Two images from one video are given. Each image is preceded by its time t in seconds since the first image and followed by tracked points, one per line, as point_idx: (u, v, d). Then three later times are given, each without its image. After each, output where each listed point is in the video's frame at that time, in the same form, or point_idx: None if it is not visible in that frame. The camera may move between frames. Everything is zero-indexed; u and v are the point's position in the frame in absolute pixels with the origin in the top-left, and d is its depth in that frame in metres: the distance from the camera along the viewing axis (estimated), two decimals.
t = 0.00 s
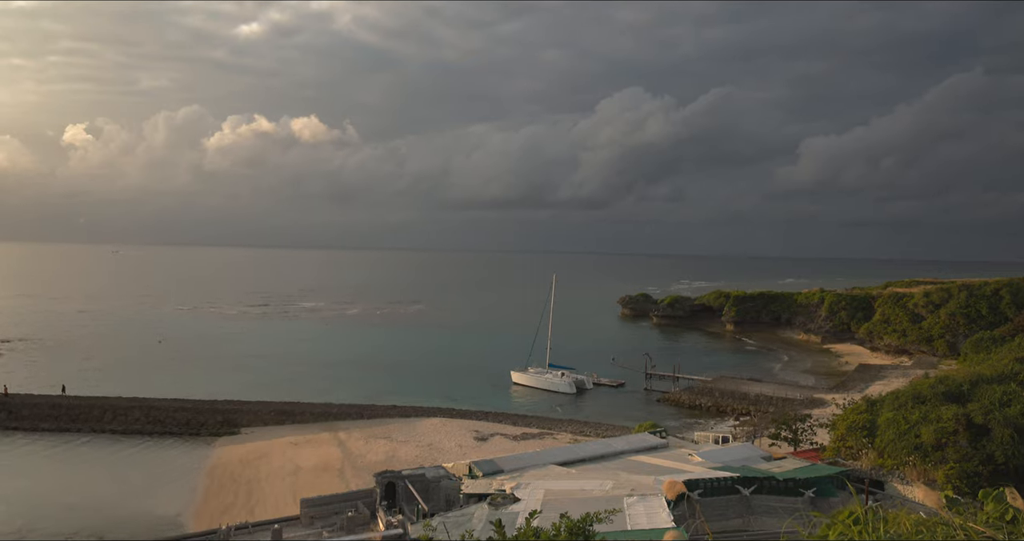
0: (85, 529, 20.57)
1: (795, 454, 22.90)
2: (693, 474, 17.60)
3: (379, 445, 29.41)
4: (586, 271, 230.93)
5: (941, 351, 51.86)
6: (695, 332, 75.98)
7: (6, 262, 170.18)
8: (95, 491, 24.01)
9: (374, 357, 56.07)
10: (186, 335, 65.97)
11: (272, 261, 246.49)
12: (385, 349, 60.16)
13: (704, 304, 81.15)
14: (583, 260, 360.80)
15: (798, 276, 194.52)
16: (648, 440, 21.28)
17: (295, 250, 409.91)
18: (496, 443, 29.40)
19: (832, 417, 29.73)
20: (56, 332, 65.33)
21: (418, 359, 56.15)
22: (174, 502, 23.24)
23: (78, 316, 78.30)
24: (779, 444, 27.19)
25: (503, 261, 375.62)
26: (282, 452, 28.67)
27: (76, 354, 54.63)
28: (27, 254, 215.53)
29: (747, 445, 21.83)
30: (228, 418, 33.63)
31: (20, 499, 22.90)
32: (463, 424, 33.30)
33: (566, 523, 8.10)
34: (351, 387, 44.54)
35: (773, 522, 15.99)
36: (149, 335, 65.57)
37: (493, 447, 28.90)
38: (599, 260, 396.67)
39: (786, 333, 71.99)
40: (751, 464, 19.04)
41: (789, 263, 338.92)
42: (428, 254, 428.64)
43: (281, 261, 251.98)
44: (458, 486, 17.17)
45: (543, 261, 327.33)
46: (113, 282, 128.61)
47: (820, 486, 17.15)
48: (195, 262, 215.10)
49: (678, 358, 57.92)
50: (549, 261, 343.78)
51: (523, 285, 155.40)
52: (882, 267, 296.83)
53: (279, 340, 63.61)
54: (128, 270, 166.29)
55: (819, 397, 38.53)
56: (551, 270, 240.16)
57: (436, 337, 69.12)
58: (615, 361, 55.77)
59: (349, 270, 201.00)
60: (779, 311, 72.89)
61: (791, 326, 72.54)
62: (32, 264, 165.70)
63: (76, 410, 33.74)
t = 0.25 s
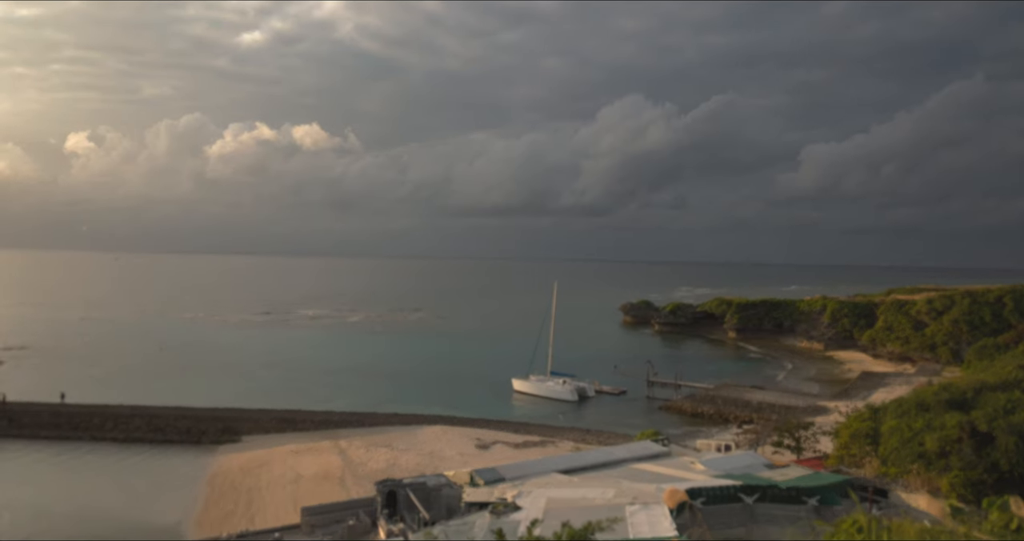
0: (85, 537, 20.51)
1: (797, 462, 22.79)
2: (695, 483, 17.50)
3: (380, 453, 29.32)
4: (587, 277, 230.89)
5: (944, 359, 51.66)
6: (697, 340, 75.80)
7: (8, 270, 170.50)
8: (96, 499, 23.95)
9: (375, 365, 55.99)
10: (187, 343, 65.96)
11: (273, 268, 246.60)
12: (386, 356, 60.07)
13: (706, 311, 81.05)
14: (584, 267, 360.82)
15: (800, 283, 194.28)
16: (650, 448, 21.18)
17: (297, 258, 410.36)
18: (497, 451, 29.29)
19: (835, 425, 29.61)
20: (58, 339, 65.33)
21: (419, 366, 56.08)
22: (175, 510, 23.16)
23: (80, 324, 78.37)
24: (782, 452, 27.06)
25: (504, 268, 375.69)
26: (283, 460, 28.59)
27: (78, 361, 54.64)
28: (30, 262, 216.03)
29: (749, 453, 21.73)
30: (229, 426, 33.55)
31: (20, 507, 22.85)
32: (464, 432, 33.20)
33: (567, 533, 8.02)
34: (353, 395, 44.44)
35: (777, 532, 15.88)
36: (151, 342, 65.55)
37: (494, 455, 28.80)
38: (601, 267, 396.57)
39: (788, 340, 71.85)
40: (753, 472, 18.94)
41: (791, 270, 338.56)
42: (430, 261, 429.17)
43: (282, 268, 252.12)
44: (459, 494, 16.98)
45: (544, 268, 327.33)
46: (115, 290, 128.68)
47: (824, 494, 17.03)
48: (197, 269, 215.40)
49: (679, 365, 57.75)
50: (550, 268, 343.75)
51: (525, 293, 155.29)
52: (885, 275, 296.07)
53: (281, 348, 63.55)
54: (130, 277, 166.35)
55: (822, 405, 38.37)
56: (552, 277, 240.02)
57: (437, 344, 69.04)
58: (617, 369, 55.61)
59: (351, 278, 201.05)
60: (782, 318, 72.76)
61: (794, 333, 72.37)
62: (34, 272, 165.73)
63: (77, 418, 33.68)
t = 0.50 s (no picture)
0: None
1: (795, 473, 22.76)
2: (693, 493, 17.47)
3: (377, 463, 29.23)
4: (585, 287, 230.96)
5: (941, 369, 51.71)
6: (695, 350, 75.83)
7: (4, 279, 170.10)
8: (91, 508, 23.79)
9: (372, 374, 55.86)
10: (183, 353, 65.77)
11: (270, 278, 246.31)
12: (383, 366, 59.96)
13: (703, 321, 81.13)
14: (582, 277, 361.30)
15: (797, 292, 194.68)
16: (647, 458, 21.16)
17: (293, 267, 409.63)
18: (494, 462, 29.21)
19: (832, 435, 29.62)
20: (54, 349, 65.09)
21: (416, 376, 56.00)
22: (169, 520, 23.01)
23: (76, 333, 78.04)
24: (780, 463, 27.03)
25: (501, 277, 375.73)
26: (279, 471, 28.45)
27: (73, 371, 54.42)
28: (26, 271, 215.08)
29: (747, 463, 21.72)
30: (225, 436, 33.40)
31: (14, 517, 22.69)
32: (461, 442, 33.11)
33: None
34: (350, 405, 44.31)
35: None
36: (147, 352, 65.34)
37: (491, 465, 28.71)
38: (598, 277, 396.73)
39: (785, 350, 71.91)
40: (751, 482, 18.93)
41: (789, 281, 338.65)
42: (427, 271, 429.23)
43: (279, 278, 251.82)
44: (456, 505, 16.96)
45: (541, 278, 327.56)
46: (111, 300, 128.36)
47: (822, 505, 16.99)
48: (194, 279, 214.98)
49: (676, 375, 57.73)
50: (548, 277, 343.90)
51: (522, 302, 155.30)
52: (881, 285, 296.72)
53: (277, 357, 63.40)
54: (127, 286, 165.98)
55: (819, 415, 38.35)
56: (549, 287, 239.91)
57: (434, 354, 68.92)
58: (614, 379, 55.55)
59: (348, 288, 200.79)
60: (779, 328, 72.85)
61: (791, 343, 72.43)
62: (31, 281, 165.10)
63: (72, 428, 33.50)
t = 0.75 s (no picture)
0: None
1: (801, 484, 22.61)
2: (698, 503, 17.41)
3: (382, 472, 29.19)
4: (589, 296, 230.75)
5: (949, 379, 51.35)
6: (700, 359, 75.56)
7: (13, 288, 171.27)
8: (95, 517, 23.84)
9: (376, 383, 55.86)
10: (189, 361, 65.96)
11: (275, 286, 247.03)
12: (388, 375, 59.94)
13: (708, 330, 80.92)
14: (586, 286, 360.71)
15: (803, 302, 194.01)
16: (653, 468, 21.07)
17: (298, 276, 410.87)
18: (499, 471, 29.12)
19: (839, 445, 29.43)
20: (61, 358, 65.37)
21: (421, 385, 55.99)
22: (174, 529, 22.99)
23: (83, 342, 78.32)
24: (786, 473, 26.87)
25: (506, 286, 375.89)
26: (284, 480, 28.44)
27: (80, 380, 54.61)
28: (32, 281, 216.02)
29: (753, 473, 21.59)
30: (230, 445, 33.42)
31: (20, 527, 22.75)
32: (466, 451, 33.03)
33: None
34: (355, 413, 44.29)
35: None
36: (153, 361, 65.55)
37: (496, 475, 28.62)
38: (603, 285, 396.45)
39: (791, 360, 71.60)
40: (757, 493, 18.82)
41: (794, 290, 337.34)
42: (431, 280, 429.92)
43: (284, 287, 252.48)
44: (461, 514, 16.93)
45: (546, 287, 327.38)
46: (118, 309, 128.94)
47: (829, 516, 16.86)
48: (198, 288, 215.55)
49: (682, 384, 57.52)
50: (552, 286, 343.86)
51: (527, 311, 155.27)
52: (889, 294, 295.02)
53: (283, 366, 63.51)
54: (134, 295, 166.86)
55: (826, 425, 38.12)
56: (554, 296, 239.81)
57: (439, 363, 68.88)
58: (619, 388, 55.37)
59: (352, 296, 201.03)
60: (784, 337, 72.54)
61: (797, 353, 72.09)
62: (38, 290, 166.15)
63: (79, 436, 33.58)
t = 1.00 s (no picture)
0: None
1: (812, 493, 22.38)
2: (708, 513, 17.29)
3: (390, 480, 29.15)
4: (597, 304, 230.22)
5: (961, 389, 50.83)
6: (709, 367, 75.18)
7: (26, 297, 173.04)
8: (104, 524, 23.93)
9: (384, 391, 55.89)
10: (199, 369, 66.23)
11: (284, 295, 247.97)
12: (396, 384, 59.96)
13: (717, 338, 80.46)
14: (594, 294, 359.95)
15: (813, 310, 192.73)
16: (663, 477, 20.92)
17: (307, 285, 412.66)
18: (507, 480, 29.00)
19: (851, 455, 29.14)
20: (72, 366, 65.85)
21: (428, 393, 55.98)
22: (183, 536, 23.02)
23: (93, 350, 78.78)
24: (797, 483, 26.62)
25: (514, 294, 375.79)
26: (292, 488, 28.44)
27: (90, 387, 54.90)
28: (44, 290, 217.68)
29: (763, 483, 21.40)
30: (239, 453, 33.47)
31: (29, 533, 22.86)
32: (474, 459, 32.95)
33: None
34: (363, 421, 44.29)
35: None
36: (163, 369, 65.81)
37: (504, 484, 28.51)
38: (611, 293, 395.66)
39: (801, 368, 71.10)
40: (767, 502, 18.66)
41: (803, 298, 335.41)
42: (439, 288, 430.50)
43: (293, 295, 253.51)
44: (470, 524, 16.75)
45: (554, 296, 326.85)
46: (128, 317, 129.78)
47: (841, 527, 16.64)
48: (208, 296, 216.65)
49: (691, 393, 57.21)
50: (560, 295, 343.09)
51: (535, 320, 155.16)
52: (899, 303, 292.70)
53: (292, 374, 63.66)
54: (144, 304, 167.95)
55: (836, 434, 37.80)
56: (562, 304, 239.44)
57: (447, 371, 68.85)
58: (627, 397, 55.10)
59: (360, 305, 201.40)
60: (794, 346, 72.06)
61: (807, 361, 71.57)
62: (51, 299, 167.69)
63: (89, 444, 33.75)
